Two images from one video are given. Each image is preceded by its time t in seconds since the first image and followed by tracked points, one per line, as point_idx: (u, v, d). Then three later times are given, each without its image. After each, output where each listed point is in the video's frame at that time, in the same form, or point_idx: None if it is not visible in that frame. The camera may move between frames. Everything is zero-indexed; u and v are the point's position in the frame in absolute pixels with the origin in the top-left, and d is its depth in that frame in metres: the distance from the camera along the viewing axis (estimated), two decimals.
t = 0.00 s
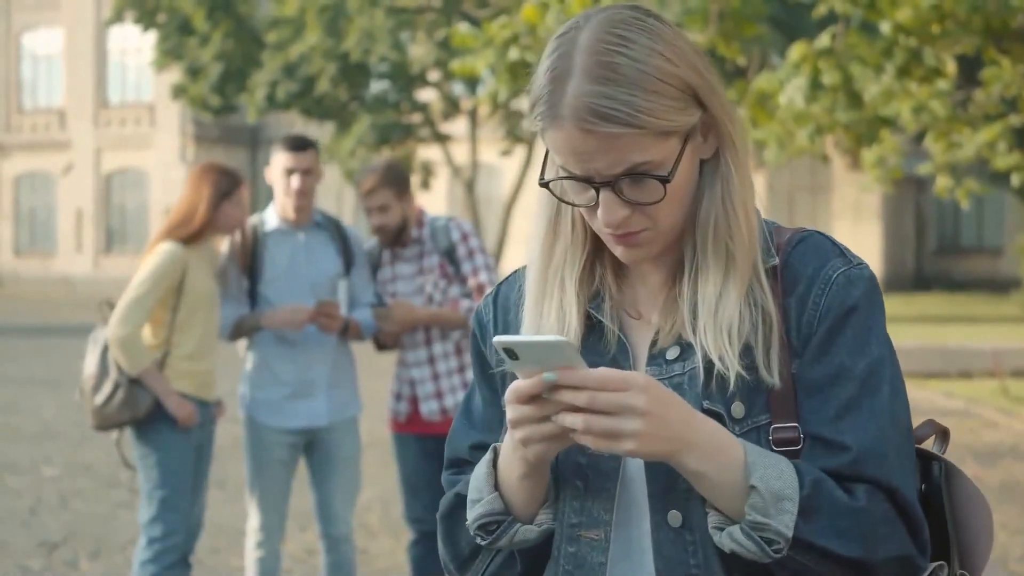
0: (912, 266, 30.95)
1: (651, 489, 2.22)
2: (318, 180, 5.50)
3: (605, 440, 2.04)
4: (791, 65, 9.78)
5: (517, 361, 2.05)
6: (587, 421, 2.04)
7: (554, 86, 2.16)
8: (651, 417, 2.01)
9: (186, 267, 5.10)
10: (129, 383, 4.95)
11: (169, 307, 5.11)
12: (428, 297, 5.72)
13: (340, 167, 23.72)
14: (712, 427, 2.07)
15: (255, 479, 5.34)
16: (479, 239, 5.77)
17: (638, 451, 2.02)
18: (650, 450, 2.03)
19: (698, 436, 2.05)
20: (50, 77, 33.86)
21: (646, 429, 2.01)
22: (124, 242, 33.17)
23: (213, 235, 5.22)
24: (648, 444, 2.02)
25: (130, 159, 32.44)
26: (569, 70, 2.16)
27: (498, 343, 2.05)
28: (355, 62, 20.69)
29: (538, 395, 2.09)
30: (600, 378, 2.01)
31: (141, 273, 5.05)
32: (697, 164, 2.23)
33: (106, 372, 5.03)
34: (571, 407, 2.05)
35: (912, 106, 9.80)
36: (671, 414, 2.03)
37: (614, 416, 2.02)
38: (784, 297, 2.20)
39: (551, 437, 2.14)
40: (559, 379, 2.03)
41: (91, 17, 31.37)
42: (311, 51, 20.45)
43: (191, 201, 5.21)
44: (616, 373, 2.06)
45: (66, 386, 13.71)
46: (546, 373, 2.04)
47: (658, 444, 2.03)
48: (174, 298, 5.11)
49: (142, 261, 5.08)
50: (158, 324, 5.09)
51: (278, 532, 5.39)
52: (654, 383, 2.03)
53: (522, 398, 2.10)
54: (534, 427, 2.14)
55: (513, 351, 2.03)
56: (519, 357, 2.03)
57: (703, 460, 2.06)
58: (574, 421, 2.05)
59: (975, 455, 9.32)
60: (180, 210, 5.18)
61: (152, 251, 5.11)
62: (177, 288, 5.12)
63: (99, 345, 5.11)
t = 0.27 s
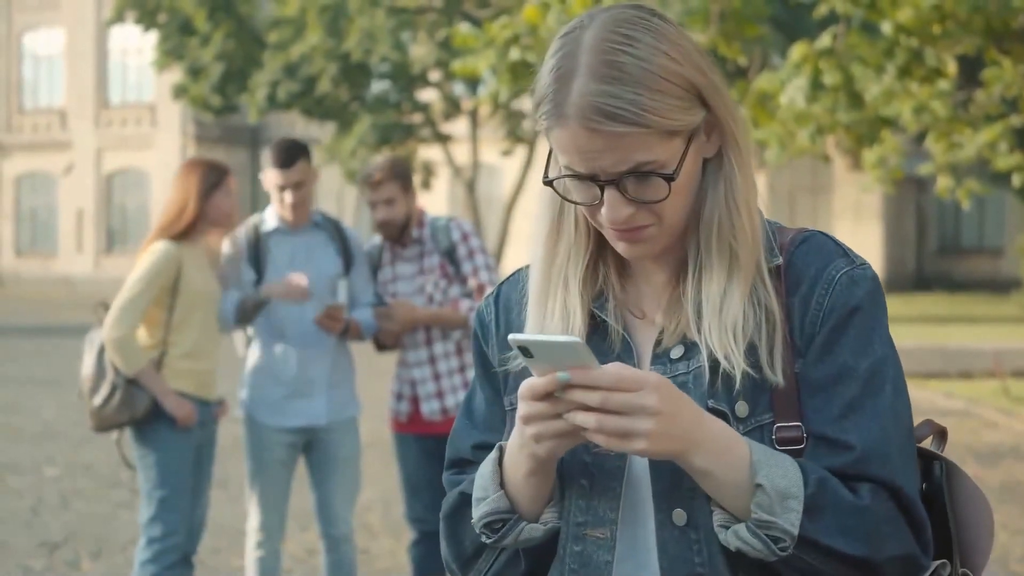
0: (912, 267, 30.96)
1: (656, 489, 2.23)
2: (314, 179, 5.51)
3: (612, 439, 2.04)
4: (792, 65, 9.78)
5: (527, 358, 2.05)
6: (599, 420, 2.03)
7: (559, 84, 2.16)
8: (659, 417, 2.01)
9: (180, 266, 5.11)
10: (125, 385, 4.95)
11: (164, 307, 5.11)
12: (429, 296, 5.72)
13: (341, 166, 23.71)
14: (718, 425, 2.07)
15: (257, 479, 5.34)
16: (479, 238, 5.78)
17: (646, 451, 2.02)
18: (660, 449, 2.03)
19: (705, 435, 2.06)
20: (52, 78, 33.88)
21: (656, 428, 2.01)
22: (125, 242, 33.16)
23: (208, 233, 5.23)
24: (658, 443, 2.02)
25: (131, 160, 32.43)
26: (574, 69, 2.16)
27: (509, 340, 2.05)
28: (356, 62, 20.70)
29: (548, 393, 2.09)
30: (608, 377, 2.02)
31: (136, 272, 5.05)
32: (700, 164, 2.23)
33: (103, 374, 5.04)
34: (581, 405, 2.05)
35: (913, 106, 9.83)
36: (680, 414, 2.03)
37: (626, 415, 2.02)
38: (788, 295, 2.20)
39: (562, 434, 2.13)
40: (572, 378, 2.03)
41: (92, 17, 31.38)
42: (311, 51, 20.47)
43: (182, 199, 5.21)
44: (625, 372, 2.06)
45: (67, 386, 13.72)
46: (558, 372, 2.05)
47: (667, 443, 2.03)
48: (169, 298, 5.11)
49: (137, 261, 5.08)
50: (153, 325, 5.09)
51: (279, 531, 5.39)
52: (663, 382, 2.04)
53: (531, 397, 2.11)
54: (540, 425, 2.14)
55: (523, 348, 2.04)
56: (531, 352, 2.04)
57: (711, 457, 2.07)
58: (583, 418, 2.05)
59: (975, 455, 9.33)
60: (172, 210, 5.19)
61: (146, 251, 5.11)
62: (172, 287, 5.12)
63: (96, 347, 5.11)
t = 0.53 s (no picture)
0: (913, 267, 30.96)
1: (660, 489, 2.23)
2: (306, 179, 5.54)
3: (615, 440, 2.05)
4: (793, 66, 9.77)
5: (531, 362, 2.05)
6: (602, 421, 2.04)
7: (562, 95, 2.17)
8: (663, 418, 2.02)
9: (170, 262, 5.16)
10: (116, 385, 4.99)
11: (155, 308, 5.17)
12: (430, 297, 5.72)
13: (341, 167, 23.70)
14: (724, 425, 2.08)
15: (259, 480, 5.35)
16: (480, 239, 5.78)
17: (649, 452, 2.03)
18: (664, 449, 2.04)
19: (711, 436, 2.06)
20: (53, 78, 33.89)
21: (660, 430, 2.02)
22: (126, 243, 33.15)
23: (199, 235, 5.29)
24: (663, 445, 2.03)
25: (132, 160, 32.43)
26: (577, 80, 2.16)
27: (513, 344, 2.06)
28: (357, 63, 20.70)
29: (552, 395, 2.09)
30: (610, 379, 2.02)
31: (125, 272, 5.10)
32: (704, 167, 2.24)
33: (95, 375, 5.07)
34: (586, 406, 2.06)
35: (914, 107, 9.99)
36: (684, 415, 2.03)
37: (630, 416, 2.03)
38: (792, 298, 2.21)
39: (567, 434, 2.14)
40: (575, 381, 2.03)
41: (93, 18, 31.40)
42: (312, 52, 20.48)
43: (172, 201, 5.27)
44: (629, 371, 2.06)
45: (68, 387, 13.72)
46: (563, 375, 2.05)
47: (672, 442, 2.04)
48: (159, 298, 5.17)
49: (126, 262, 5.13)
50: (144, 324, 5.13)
51: (280, 531, 5.40)
52: (668, 383, 2.04)
53: (534, 398, 2.12)
54: (545, 426, 2.15)
55: (527, 353, 2.04)
56: (535, 357, 2.04)
57: (716, 459, 2.07)
58: (584, 420, 2.06)
59: (976, 456, 9.33)
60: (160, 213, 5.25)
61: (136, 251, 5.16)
62: (162, 287, 5.17)
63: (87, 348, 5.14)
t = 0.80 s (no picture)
0: (914, 268, 30.94)
1: (662, 489, 2.24)
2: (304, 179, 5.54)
3: (617, 443, 2.05)
4: (794, 66, 9.77)
5: (533, 366, 2.05)
6: (604, 424, 2.04)
7: (564, 101, 2.17)
8: (664, 422, 2.02)
9: (164, 262, 5.15)
10: (108, 384, 4.99)
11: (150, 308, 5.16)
12: (432, 297, 5.73)
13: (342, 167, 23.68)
14: (726, 426, 2.08)
15: (260, 480, 5.35)
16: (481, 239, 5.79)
17: (651, 456, 2.03)
18: (668, 451, 2.04)
19: (713, 437, 2.06)
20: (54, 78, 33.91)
21: (663, 433, 2.02)
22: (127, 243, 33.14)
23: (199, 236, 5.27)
24: (666, 448, 2.03)
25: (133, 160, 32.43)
26: (579, 86, 2.16)
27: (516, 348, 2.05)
28: (358, 63, 20.70)
29: (552, 398, 2.09)
30: (611, 384, 2.02)
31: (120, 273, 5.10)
32: (706, 169, 2.24)
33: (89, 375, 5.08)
34: (588, 409, 2.06)
35: (916, 107, 9.91)
36: (685, 415, 2.04)
37: (634, 420, 2.03)
38: (795, 300, 2.21)
39: (569, 437, 2.14)
40: (576, 385, 2.03)
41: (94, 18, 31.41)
42: (313, 52, 20.49)
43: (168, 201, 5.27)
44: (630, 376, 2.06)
45: (69, 387, 13.73)
46: (564, 379, 2.05)
47: (673, 444, 2.04)
48: (153, 299, 5.16)
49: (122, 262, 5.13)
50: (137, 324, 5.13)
51: (281, 531, 5.40)
52: (668, 387, 2.04)
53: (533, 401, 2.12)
54: (546, 429, 2.15)
55: (529, 359, 2.04)
56: (536, 363, 2.04)
57: (719, 461, 2.07)
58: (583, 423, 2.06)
59: (978, 456, 9.32)
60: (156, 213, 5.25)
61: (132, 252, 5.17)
62: (157, 288, 5.16)
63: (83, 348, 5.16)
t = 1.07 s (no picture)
0: (915, 267, 30.95)
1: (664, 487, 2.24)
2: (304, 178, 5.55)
3: (619, 440, 2.05)
4: (795, 66, 9.75)
5: (535, 363, 2.05)
6: (605, 421, 2.04)
7: (563, 98, 2.17)
8: (666, 417, 2.02)
9: (161, 258, 5.18)
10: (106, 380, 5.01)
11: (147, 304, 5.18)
12: (432, 296, 5.74)
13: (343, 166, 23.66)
14: (726, 425, 2.08)
15: (261, 480, 5.35)
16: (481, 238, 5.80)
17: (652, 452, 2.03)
18: (667, 448, 2.04)
19: (713, 435, 2.06)
20: (55, 78, 33.91)
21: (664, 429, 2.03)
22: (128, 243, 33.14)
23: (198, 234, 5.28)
24: (667, 445, 2.04)
25: (134, 160, 32.42)
26: (579, 83, 2.17)
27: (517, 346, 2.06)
28: (359, 63, 20.70)
29: (555, 397, 2.09)
30: (612, 380, 2.02)
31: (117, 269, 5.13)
32: (706, 169, 2.24)
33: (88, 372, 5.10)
34: (589, 407, 2.06)
35: (916, 106, 9.91)
36: (685, 412, 2.04)
37: (635, 416, 2.03)
38: (795, 299, 2.21)
39: (571, 437, 2.13)
40: (580, 380, 2.03)
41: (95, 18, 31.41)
42: (314, 52, 20.49)
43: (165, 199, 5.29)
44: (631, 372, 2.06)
45: (70, 387, 13.72)
46: (569, 375, 2.04)
47: (673, 442, 2.04)
48: (151, 296, 5.18)
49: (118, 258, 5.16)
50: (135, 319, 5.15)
51: (282, 531, 5.40)
52: (670, 384, 2.04)
53: (535, 401, 2.11)
54: (548, 430, 2.14)
55: (532, 354, 2.04)
56: (538, 359, 2.04)
57: (721, 459, 2.08)
58: (587, 421, 2.06)
59: (979, 455, 9.33)
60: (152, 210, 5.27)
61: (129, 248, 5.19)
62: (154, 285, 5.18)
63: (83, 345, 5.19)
